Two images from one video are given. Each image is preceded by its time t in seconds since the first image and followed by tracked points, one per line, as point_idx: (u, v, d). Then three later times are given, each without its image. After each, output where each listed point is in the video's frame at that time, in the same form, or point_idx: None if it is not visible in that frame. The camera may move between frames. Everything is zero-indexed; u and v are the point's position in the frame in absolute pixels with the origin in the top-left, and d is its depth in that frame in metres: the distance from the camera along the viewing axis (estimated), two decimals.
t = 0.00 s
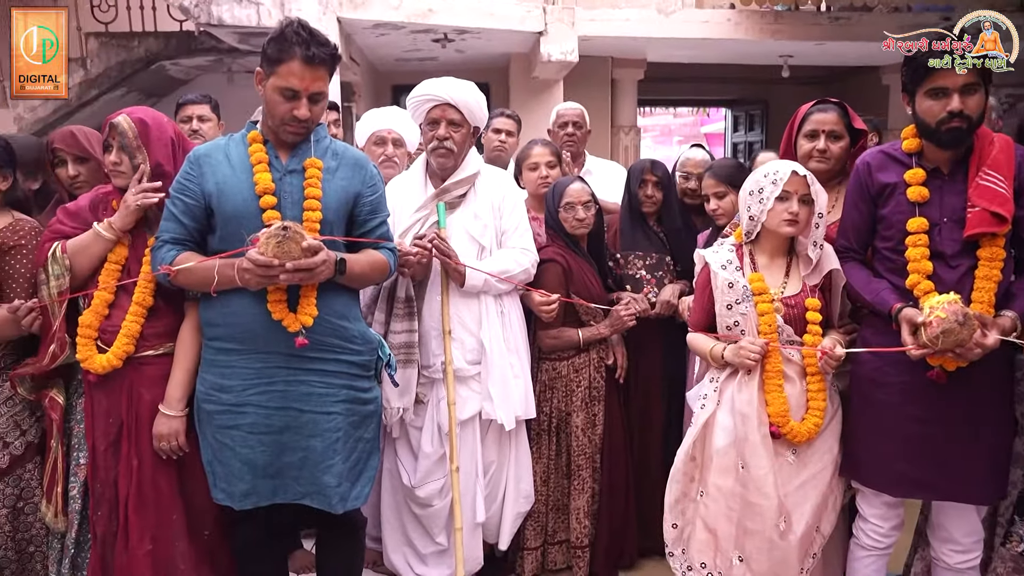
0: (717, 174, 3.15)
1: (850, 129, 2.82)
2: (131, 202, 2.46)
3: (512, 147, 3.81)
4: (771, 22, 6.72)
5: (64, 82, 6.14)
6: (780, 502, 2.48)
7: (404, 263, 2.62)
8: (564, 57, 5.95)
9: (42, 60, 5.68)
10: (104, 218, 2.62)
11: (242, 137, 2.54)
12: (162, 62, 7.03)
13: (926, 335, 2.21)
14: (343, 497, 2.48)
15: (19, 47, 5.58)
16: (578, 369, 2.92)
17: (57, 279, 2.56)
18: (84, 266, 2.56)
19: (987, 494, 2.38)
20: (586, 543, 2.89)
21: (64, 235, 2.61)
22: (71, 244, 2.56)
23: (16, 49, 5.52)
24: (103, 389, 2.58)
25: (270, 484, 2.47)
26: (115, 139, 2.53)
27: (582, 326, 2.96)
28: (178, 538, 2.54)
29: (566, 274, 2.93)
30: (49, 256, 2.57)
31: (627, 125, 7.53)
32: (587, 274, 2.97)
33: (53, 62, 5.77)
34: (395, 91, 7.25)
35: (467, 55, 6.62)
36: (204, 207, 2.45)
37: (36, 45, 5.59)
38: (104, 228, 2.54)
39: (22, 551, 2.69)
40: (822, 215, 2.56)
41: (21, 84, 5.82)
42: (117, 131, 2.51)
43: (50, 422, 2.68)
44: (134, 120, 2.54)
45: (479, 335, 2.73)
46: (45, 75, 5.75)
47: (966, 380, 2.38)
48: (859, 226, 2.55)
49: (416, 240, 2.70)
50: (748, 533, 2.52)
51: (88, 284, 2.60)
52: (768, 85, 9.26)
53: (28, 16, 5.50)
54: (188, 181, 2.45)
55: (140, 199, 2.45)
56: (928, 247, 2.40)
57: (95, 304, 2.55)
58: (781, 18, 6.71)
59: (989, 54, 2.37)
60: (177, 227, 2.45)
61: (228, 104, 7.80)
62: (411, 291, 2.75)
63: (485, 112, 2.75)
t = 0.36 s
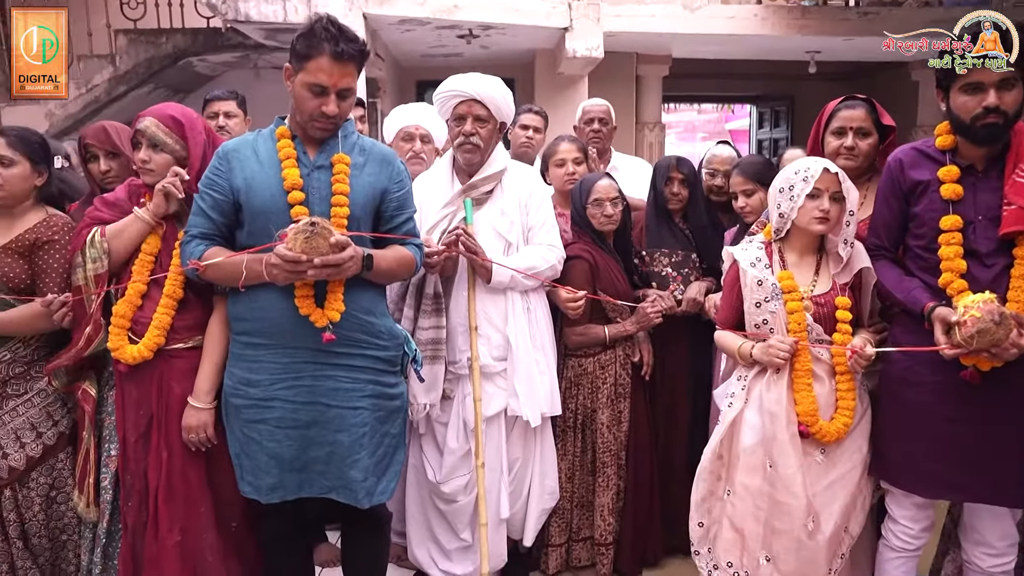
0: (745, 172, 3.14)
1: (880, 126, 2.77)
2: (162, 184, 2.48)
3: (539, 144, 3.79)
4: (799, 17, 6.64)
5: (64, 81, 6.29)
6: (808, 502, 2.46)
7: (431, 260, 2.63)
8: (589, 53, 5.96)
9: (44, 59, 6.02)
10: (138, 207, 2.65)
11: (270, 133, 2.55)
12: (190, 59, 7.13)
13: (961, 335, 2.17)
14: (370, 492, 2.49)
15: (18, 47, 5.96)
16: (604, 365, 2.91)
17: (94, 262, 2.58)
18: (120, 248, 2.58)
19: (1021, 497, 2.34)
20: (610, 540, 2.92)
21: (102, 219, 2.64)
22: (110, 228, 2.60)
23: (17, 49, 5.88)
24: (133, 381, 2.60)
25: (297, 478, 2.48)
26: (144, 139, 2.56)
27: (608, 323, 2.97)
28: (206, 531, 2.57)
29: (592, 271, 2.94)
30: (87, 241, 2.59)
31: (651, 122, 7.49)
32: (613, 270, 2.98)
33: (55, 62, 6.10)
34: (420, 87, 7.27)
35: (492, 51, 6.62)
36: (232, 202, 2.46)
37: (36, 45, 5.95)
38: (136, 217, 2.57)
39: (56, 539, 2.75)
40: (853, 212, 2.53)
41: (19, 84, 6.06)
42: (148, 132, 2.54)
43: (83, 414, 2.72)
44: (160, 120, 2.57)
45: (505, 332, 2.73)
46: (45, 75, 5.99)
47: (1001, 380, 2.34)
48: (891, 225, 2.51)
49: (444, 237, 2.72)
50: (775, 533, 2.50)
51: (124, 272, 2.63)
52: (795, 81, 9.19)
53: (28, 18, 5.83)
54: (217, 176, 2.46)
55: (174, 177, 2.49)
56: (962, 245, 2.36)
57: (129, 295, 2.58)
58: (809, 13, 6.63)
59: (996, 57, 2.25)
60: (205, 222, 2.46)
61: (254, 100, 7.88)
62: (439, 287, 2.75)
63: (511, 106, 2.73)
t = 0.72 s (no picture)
0: (775, 169, 3.11)
1: (918, 123, 2.72)
2: (191, 192, 2.52)
3: (568, 141, 3.77)
4: (829, 13, 6.58)
5: (64, 82, 6.35)
6: (840, 503, 2.42)
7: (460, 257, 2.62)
8: (617, 50, 5.92)
9: (45, 59, 6.05)
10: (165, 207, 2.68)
11: (302, 129, 2.56)
12: (218, 56, 7.20)
13: (1001, 335, 2.13)
14: (398, 488, 2.49)
15: (20, 47, 5.97)
16: (633, 364, 2.91)
17: (122, 269, 2.62)
18: (149, 253, 2.61)
19: None
20: (640, 540, 2.92)
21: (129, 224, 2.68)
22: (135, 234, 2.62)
23: (17, 49, 5.89)
24: (165, 375, 2.63)
25: (326, 473, 2.49)
26: (184, 135, 2.58)
27: (637, 322, 2.96)
28: (236, 524, 2.60)
29: (621, 270, 2.92)
30: (115, 246, 2.63)
31: (679, 119, 7.57)
32: (642, 268, 2.96)
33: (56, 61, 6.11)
34: (446, 85, 7.28)
35: (518, 48, 6.60)
36: (264, 198, 2.47)
37: (36, 45, 5.95)
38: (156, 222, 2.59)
39: (87, 530, 2.79)
40: (889, 211, 2.51)
41: (21, 85, 6.07)
42: (188, 127, 2.56)
43: (115, 407, 2.75)
44: (198, 115, 2.60)
45: (534, 329, 2.72)
46: (45, 75, 6.03)
47: None
48: (927, 223, 2.48)
49: (475, 234, 2.71)
50: (805, 534, 2.47)
51: (152, 274, 2.66)
52: (825, 78, 9.12)
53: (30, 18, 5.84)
54: (248, 172, 2.47)
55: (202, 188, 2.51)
56: (1003, 244, 2.32)
57: (158, 292, 2.61)
58: (839, 9, 6.57)
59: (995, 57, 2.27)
60: (237, 217, 2.48)
61: (282, 96, 7.93)
62: (471, 285, 2.77)
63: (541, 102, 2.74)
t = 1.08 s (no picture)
0: (803, 168, 3.07)
1: (956, 121, 2.67)
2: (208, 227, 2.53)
3: (595, 140, 3.75)
4: (857, 10, 6.52)
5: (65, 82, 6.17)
6: (874, 506, 2.40)
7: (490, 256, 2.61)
8: (642, 48, 5.89)
9: (43, 60, 6.03)
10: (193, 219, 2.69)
11: (331, 128, 2.56)
12: (244, 56, 7.25)
13: None
14: (427, 487, 2.49)
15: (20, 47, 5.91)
16: (662, 364, 2.92)
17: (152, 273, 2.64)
18: (175, 264, 2.65)
19: None
20: (668, 541, 2.93)
21: (151, 234, 2.70)
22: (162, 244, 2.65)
23: (17, 50, 5.84)
24: (196, 373, 2.63)
25: (356, 472, 2.49)
26: (220, 132, 2.61)
27: (666, 322, 2.95)
28: (264, 521, 2.61)
29: (648, 271, 2.90)
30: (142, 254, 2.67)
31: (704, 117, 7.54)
32: (670, 269, 2.94)
33: (55, 62, 6.07)
34: (470, 84, 7.29)
35: (544, 46, 6.60)
36: (293, 197, 2.47)
37: (35, 45, 5.92)
38: (172, 244, 2.60)
39: (120, 525, 2.82)
40: (925, 210, 2.45)
41: (21, 85, 5.97)
42: (224, 123, 2.61)
43: (146, 403, 2.76)
44: (234, 112, 2.65)
45: (564, 329, 2.72)
46: (45, 75, 6.01)
47: None
48: (964, 222, 2.45)
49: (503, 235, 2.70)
50: (838, 537, 2.44)
51: (180, 278, 2.68)
52: (853, 76, 9.05)
53: (29, 18, 5.82)
54: (278, 171, 2.48)
55: (217, 232, 2.51)
56: None
57: (187, 292, 2.62)
58: (868, 6, 6.51)
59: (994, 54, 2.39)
60: (267, 216, 2.48)
61: (309, 96, 7.97)
62: (502, 283, 2.73)
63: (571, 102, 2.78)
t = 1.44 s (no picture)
0: (837, 169, 3.02)
1: (1001, 119, 2.62)
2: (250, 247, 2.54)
3: (626, 140, 3.74)
4: (890, 8, 6.45)
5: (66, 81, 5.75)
6: (915, 513, 2.36)
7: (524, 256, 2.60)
8: (673, 48, 5.85)
9: (45, 60, 5.61)
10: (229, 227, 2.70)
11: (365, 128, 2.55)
12: (274, 57, 7.31)
13: None
14: (460, 489, 2.47)
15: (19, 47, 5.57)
16: (697, 366, 2.91)
17: (186, 275, 2.67)
18: (209, 276, 2.68)
19: None
20: (703, 544, 2.90)
21: (187, 237, 2.73)
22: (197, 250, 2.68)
23: (16, 49, 5.49)
24: (230, 372, 2.65)
25: (390, 473, 2.49)
26: (257, 132, 2.63)
27: (699, 324, 2.94)
28: (296, 520, 2.60)
29: (682, 273, 2.90)
30: (178, 257, 2.68)
31: (732, 117, 7.44)
32: (704, 271, 2.93)
33: (57, 62, 5.66)
34: (498, 84, 7.29)
35: (572, 46, 6.60)
36: (328, 197, 2.47)
37: (35, 45, 5.58)
38: (209, 257, 2.61)
39: (156, 522, 2.89)
40: (967, 211, 2.42)
41: (21, 85, 5.63)
42: (261, 123, 2.62)
43: (182, 402, 2.78)
44: (270, 112, 2.66)
45: (599, 329, 2.75)
46: (45, 74, 5.60)
47: None
48: (1007, 222, 2.40)
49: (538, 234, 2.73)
50: (877, 543, 2.40)
51: (215, 280, 2.69)
52: (885, 76, 8.98)
53: (28, 17, 5.47)
54: (313, 171, 2.47)
55: (261, 249, 2.54)
56: None
57: (222, 293, 2.63)
58: (900, 4, 6.44)
59: None
60: (302, 217, 2.48)
61: (339, 96, 8.02)
62: (537, 284, 2.74)
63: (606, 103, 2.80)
